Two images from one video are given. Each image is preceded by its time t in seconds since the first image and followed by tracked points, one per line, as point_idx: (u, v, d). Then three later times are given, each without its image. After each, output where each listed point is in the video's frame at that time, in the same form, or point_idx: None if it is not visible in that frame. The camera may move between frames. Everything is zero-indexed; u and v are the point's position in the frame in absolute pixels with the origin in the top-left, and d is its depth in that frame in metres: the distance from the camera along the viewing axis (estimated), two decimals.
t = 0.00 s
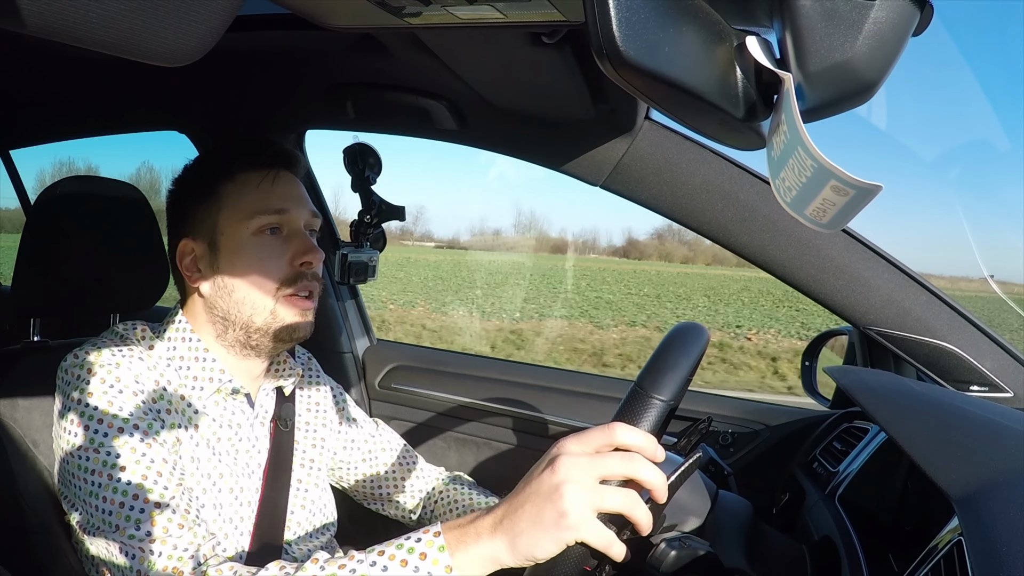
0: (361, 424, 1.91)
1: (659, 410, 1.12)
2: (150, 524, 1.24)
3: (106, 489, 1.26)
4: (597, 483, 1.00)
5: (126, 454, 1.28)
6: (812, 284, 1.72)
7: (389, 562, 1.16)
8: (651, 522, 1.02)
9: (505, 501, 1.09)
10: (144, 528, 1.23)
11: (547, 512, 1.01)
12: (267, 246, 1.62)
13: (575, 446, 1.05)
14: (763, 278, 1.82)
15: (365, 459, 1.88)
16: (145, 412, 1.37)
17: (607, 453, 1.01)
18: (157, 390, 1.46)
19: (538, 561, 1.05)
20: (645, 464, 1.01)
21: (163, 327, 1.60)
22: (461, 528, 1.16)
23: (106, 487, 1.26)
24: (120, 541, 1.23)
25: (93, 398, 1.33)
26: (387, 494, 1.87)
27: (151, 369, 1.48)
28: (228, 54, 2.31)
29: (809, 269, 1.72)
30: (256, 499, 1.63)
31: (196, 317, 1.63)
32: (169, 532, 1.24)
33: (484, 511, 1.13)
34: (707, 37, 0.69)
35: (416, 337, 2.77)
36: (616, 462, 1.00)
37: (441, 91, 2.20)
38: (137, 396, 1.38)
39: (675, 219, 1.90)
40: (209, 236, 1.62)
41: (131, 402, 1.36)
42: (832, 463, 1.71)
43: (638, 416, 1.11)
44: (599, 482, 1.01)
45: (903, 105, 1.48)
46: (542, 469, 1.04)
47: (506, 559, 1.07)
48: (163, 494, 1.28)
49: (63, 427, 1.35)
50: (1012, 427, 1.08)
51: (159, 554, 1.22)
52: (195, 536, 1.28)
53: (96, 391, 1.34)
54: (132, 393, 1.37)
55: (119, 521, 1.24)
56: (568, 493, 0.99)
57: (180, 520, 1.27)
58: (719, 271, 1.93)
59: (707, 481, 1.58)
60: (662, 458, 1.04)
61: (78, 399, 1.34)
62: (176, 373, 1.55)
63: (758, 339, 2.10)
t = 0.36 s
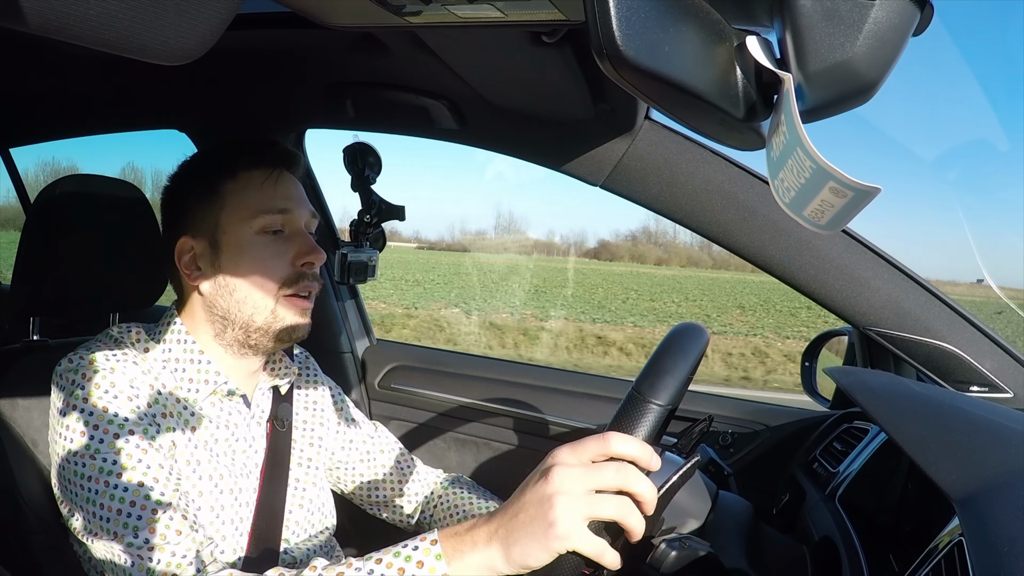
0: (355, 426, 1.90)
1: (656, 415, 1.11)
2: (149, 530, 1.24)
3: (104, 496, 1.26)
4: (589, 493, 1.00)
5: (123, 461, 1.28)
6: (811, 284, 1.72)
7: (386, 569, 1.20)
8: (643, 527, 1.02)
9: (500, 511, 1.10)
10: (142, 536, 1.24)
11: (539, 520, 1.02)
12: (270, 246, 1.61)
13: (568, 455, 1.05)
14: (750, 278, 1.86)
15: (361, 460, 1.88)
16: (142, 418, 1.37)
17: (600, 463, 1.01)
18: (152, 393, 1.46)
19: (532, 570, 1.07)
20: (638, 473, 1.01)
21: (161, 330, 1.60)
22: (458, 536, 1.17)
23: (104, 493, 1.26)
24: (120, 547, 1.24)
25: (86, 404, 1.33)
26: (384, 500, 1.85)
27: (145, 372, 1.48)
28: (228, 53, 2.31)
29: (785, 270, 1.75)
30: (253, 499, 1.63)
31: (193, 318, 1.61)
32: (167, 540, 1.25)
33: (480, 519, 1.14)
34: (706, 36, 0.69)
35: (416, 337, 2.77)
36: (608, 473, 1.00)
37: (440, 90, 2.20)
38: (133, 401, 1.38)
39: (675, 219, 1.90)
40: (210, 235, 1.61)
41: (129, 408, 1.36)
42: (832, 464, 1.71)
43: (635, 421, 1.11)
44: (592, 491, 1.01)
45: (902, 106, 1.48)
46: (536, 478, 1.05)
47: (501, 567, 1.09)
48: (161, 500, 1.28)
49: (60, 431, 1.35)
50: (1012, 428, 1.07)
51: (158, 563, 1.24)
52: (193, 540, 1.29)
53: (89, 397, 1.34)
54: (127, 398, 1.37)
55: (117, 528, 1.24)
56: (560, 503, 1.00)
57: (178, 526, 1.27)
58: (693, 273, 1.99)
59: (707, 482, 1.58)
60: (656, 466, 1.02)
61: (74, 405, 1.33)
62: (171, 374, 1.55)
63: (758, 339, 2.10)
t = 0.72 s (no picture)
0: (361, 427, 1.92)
1: (655, 419, 1.11)
2: (142, 525, 1.25)
3: (94, 493, 1.27)
4: (584, 499, 1.01)
5: (113, 457, 1.29)
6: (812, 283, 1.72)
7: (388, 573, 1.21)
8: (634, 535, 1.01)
9: (499, 518, 1.10)
10: (133, 534, 1.24)
11: (534, 527, 1.02)
12: (251, 247, 1.60)
13: (564, 462, 1.05)
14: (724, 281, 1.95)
15: (364, 460, 1.89)
16: (130, 415, 1.38)
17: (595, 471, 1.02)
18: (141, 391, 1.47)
19: None
20: (633, 482, 1.01)
21: (158, 341, 1.61)
22: (458, 541, 1.17)
23: (94, 491, 1.27)
24: (109, 545, 1.24)
25: (75, 403, 1.34)
26: (388, 500, 1.85)
27: (135, 371, 1.49)
28: (229, 55, 2.31)
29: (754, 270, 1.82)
30: (247, 496, 1.64)
31: (180, 318, 1.63)
32: (164, 536, 1.25)
33: (481, 527, 1.14)
34: (708, 37, 0.69)
35: (417, 337, 2.77)
36: (603, 480, 1.00)
37: (441, 92, 2.21)
38: (121, 399, 1.39)
39: (676, 219, 1.90)
40: (190, 236, 1.61)
41: (118, 407, 1.38)
42: (833, 464, 1.71)
43: (634, 426, 1.10)
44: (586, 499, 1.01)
45: (903, 107, 1.48)
46: (534, 485, 1.05)
47: None
48: (153, 497, 1.29)
49: (49, 432, 1.36)
50: (1012, 428, 1.08)
51: (153, 556, 1.23)
52: (190, 537, 1.28)
53: (77, 397, 1.35)
54: (115, 396, 1.39)
55: (108, 526, 1.25)
56: (555, 511, 1.00)
57: (171, 522, 1.27)
58: (666, 276, 2.09)
59: (709, 481, 1.58)
60: (654, 472, 1.04)
61: (61, 406, 1.35)
62: (159, 374, 1.56)
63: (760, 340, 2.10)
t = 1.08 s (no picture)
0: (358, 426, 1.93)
1: (653, 423, 1.10)
2: (142, 529, 1.25)
3: (94, 498, 1.27)
4: (582, 505, 1.01)
5: (112, 462, 1.30)
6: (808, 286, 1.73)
7: None
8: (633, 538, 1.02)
9: (498, 522, 1.11)
10: (133, 538, 1.24)
11: (533, 533, 1.03)
12: (245, 250, 1.59)
13: (561, 468, 1.05)
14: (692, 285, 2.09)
15: (360, 461, 1.88)
16: (129, 419, 1.39)
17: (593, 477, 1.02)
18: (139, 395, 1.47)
19: None
20: (630, 488, 1.01)
21: (155, 343, 1.61)
22: (456, 546, 1.17)
23: (94, 496, 1.27)
24: (110, 548, 1.25)
25: (73, 408, 1.35)
26: (386, 501, 1.85)
27: (132, 374, 1.49)
28: (230, 53, 2.32)
29: (728, 276, 1.90)
30: (247, 498, 1.64)
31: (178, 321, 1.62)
32: (164, 540, 1.26)
33: (479, 531, 1.15)
34: (708, 37, 0.69)
35: (417, 336, 2.76)
36: (600, 486, 1.00)
37: (442, 90, 2.20)
38: (119, 403, 1.40)
39: (677, 219, 1.90)
40: (185, 237, 1.61)
41: (117, 412, 1.38)
42: (833, 465, 1.71)
43: (632, 430, 1.10)
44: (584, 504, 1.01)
45: (904, 107, 1.48)
46: (533, 490, 1.06)
47: None
48: (152, 501, 1.29)
49: (47, 437, 1.36)
50: (1013, 429, 1.07)
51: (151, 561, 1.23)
52: (189, 539, 1.29)
53: (75, 401, 1.36)
54: (113, 399, 1.39)
55: (108, 529, 1.25)
56: (552, 516, 1.01)
57: (171, 525, 1.28)
58: (636, 280, 2.21)
59: (709, 482, 1.58)
60: (653, 475, 1.03)
61: (59, 410, 1.36)
62: (157, 376, 1.56)
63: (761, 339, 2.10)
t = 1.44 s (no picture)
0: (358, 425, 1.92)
1: (651, 425, 1.10)
2: (133, 526, 1.25)
3: (88, 496, 1.27)
4: (580, 511, 1.02)
5: (105, 460, 1.29)
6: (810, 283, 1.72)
7: None
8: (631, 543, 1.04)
9: (490, 523, 1.10)
10: (124, 536, 1.24)
11: (531, 538, 1.03)
12: (249, 264, 1.58)
13: (559, 474, 1.05)
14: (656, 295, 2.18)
15: (360, 459, 1.88)
16: (126, 417, 1.38)
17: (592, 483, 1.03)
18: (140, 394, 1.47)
19: None
20: (627, 493, 1.03)
21: (155, 343, 1.61)
22: (444, 546, 1.17)
23: (88, 493, 1.27)
24: (103, 544, 1.25)
25: (71, 405, 1.35)
26: (385, 500, 1.85)
27: (132, 374, 1.49)
28: (229, 54, 2.31)
29: (698, 285, 2.00)
30: (246, 498, 1.64)
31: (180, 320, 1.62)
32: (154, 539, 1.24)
33: (466, 531, 1.15)
34: (706, 37, 0.69)
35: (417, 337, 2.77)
36: (600, 492, 1.01)
37: (441, 91, 2.20)
38: (118, 401, 1.40)
39: (676, 219, 1.90)
40: (195, 241, 1.62)
41: (114, 410, 1.37)
42: (833, 465, 1.70)
43: (630, 430, 1.10)
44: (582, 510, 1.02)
45: (903, 106, 1.48)
46: (530, 494, 1.06)
47: None
48: (142, 498, 1.27)
49: (46, 433, 1.37)
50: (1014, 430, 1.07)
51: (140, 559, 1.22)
52: (179, 537, 1.27)
53: (73, 398, 1.36)
54: (112, 397, 1.39)
55: (100, 527, 1.25)
56: (551, 521, 1.01)
57: (160, 523, 1.27)
58: (598, 290, 2.30)
59: (707, 482, 1.57)
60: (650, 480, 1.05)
61: (59, 407, 1.36)
62: (158, 376, 1.57)
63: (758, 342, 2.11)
